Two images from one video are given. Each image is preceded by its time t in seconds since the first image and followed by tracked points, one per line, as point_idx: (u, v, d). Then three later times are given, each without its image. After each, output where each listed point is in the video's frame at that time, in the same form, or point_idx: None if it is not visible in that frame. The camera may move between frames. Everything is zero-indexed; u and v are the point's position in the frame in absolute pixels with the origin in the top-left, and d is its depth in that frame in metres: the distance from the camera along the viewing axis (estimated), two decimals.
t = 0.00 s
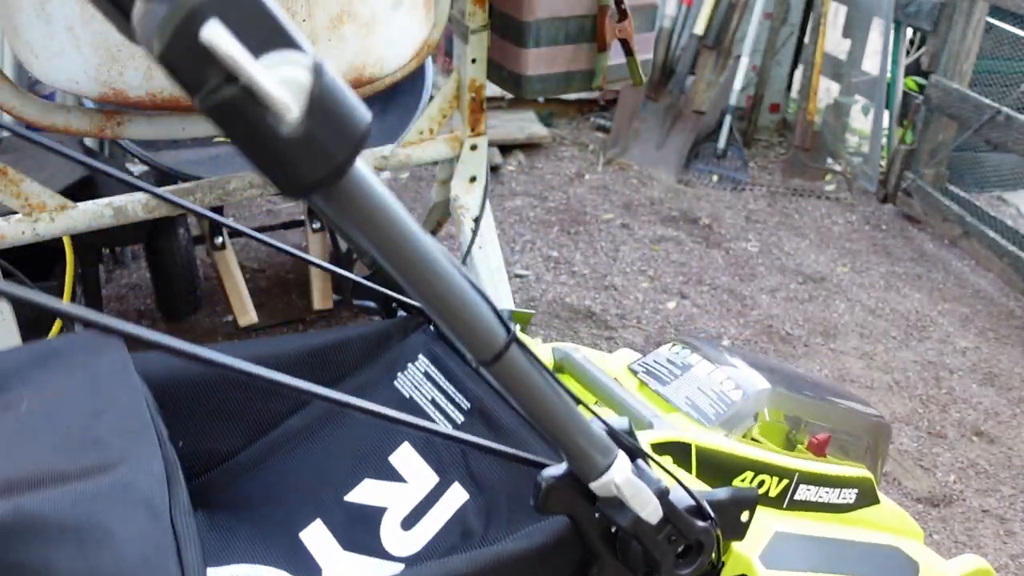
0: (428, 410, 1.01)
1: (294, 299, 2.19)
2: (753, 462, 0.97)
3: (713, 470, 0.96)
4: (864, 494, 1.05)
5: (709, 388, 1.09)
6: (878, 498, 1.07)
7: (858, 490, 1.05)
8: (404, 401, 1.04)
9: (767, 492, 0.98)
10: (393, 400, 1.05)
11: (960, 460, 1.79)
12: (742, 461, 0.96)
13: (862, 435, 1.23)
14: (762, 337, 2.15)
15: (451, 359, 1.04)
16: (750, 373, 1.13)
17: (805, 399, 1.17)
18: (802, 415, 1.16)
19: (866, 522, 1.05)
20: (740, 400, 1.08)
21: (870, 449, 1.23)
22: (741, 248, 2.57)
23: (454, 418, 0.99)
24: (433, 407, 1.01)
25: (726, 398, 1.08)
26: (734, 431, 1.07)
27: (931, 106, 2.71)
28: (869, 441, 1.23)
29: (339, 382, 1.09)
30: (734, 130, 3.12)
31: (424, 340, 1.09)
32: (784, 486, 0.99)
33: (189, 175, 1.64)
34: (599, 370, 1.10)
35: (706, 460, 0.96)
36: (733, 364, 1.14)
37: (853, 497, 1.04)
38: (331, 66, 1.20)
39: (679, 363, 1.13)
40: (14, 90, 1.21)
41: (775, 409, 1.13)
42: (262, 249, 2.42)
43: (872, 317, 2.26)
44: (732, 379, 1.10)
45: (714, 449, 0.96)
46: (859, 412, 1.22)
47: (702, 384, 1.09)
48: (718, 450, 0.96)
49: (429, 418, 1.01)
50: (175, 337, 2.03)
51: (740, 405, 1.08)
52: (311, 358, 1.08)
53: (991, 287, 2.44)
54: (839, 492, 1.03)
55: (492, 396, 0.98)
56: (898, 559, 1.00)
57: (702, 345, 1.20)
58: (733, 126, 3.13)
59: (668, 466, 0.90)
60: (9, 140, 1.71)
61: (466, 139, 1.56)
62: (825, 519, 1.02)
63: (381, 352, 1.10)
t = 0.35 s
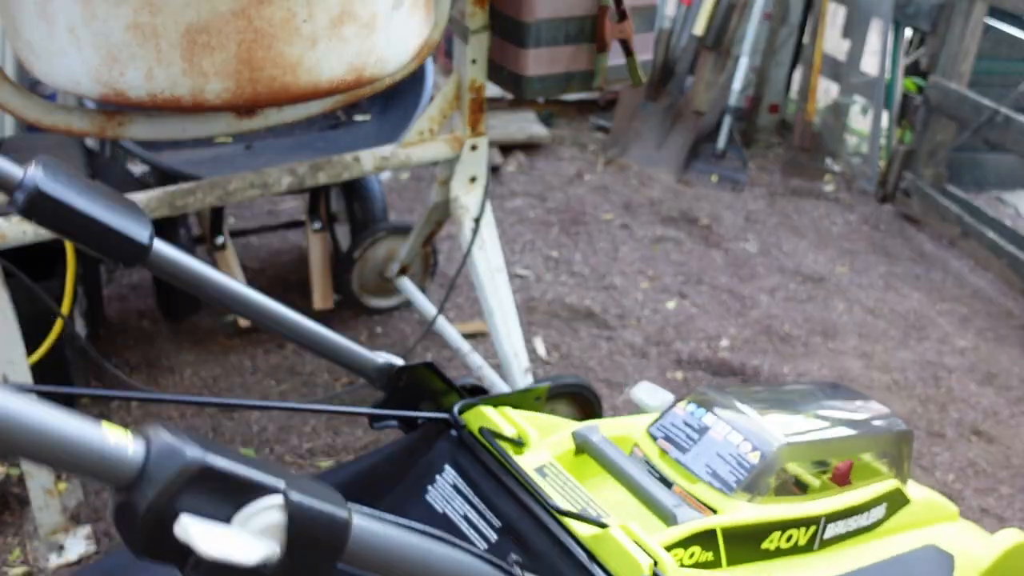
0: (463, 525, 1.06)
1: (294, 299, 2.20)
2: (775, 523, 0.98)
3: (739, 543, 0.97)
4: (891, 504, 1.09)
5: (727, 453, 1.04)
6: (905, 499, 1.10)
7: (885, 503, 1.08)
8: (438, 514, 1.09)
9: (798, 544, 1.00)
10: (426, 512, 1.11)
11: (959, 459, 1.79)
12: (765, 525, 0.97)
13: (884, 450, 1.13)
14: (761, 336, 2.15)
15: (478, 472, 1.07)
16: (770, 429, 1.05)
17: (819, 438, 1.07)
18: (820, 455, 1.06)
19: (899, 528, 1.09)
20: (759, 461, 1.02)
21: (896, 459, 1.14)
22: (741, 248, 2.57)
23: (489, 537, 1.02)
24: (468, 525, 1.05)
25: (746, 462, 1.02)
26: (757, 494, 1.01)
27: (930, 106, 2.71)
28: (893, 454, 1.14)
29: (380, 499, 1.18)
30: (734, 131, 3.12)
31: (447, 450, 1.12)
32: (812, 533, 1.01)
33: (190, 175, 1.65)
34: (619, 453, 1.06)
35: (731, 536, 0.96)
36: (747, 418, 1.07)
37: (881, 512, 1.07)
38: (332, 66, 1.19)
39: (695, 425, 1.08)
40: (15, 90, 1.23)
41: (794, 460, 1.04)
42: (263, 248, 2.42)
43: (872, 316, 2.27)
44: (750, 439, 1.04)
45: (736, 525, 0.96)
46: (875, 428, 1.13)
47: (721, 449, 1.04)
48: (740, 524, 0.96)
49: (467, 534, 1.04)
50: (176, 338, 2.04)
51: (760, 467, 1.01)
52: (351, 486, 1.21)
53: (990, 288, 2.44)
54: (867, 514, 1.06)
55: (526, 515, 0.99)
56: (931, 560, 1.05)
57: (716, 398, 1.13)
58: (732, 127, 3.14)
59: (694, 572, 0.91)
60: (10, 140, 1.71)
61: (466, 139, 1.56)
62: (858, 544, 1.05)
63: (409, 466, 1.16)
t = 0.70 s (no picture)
0: (486, 555, 0.92)
1: (294, 299, 2.19)
2: (792, 529, 0.96)
3: (758, 552, 0.94)
4: (905, 498, 1.08)
5: (739, 463, 1.00)
6: (919, 491, 1.10)
7: (899, 499, 1.07)
8: (462, 544, 0.95)
9: (814, 548, 0.99)
10: (451, 543, 0.96)
11: (960, 460, 1.79)
12: (783, 532, 0.95)
13: (897, 445, 1.11)
14: (762, 337, 2.15)
15: (494, 497, 0.94)
16: (781, 437, 1.03)
17: (828, 442, 1.04)
18: (831, 460, 1.05)
19: (913, 519, 1.09)
20: (771, 471, 0.98)
21: (908, 454, 1.12)
22: (741, 248, 2.56)
23: (512, 564, 0.90)
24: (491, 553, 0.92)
25: (758, 472, 0.99)
26: (772, 503, 0.98)
27: (931, 106, 2.71)
28: (905, 448, 1.12)
29: (399, 540, 1.00)
30: (735, 131, 3.12)
31: (466, 478, 0.98)
32: (827, 535, 1.00)
33: (189, 175, 1.64)
34: (637, 471, 1.01)
35: (749, 546, 0.94)
36: (757, 426, 1.05)
37: (895, 507, 1.07)
38: (332, 65, 1.18)
39: (708, 437, 1.04)
40: (15, 90, 1.20)
41: (805, 467, 1.01)
42: (262, 248, 2.42)
43: (873, 317, 2.26)
44: (761, 449, 1.01)
45: (753, 535, 0.93)
46: (885, 425, 1.11)
47: (733, 461, 1.01)
48: (758, 534, 0.94)
49: (492, 566, 0.91)
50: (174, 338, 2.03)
51: (773, 477, 0.98)
52: (367, 531, 1.02)
53: (991, 287, 2.44)
54: (882, 509, 1.05)
55: (547, 541, 0.88)
56: (948, 550, 1.06)
57: (726, 408, 1.11)
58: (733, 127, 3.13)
59: None
60: (8, 140, 1.71)
61: (466, 139, 1.55)
62: (872, 541, 1.05)
63: (432, 498, 1.00)
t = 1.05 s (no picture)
0: (471, 560, 0.90)
1: (294, 299, 2.19)
2: (779, 532, 0.95)
3: (745, 556, 0.93)
4: (898, 500, 1.08)
5: (726, 466, 1.00)
6: (912, 493, 1.09)
7: (890, 501, 1.07)
8: (447, 549, 0.93)
9: (803, 551, 0.98)
10: (437, 549, 0.94)
11: (960, 460, 1.78)
12: (770, 536, 0.94)
13: (888, 447, 1.12)
14: (762, 337, 2.15)
15: (480, 502, 0.91)
16: (768, 440, 1.03)
17: (815, 445, 1.04)
18: (819, 462, 1.05)
19: (906, 521, 1.09)
20: (758, 473, 0.98)
21: (899, 456, 1.13)
22: (741, 248, 2.56)
23: (496, 569, 0.87)
24: (477, 558, 0.89)
25: (745, 475, 0.99)
26: (758, 506, 0.98)
27: (931, 106, 2.71)
28: (896, 450, 1.13)
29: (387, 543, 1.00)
30: (735, 131, 3.12)
31: (452, 483, 0.95)
32: (816, 538, 0.99)
33: (189, 175, 1.64)
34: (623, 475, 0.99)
35: (735, 551, 0.92)
36: (745, 429, 1.05)
37: (886, 509, 1.06)
38: (333, 65, 1.18)
39: (695, 440, 1.04)
40: (14, 90, 1.20)
41: (791, 469, 1.01)
42: (262, 248, 2.42)
43: (873, 317, 2.26)
44: (748, 452, 1.01)
45: (737, 539, 0.92)
46: (874, 428, 1.12)
47: (720, 463, 1.01)
48: (742, 538, 0.92)
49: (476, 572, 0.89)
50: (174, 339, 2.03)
51: (760, 479, 0.98)
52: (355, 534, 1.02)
53: (991, 287, 2.44)
54: (872, 512, 1.05)
55: (530, 546, 0.85)
56: (940, 553, 1.06)
57: (714, 410, 1.11)
58: (733, 127, 3.13)
59: None
60: (8, 140, 1.71)
61: (466, 139, 1.55)
62: (862, 544, 1.04)
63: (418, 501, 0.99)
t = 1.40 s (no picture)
0: (465, 563, 0.90)
1: (294, 299, 2.19)
2: (773, 535, 0.95)
3: (738, 559, 0.93)
4: (894, 501, 1.08)
5: (720, 468, 1.00)
6: (909, 494, 1.09)
7: (886, 502, 1.07)
8: (442, 552, 0.93)
9: (797, 554, 0.98)
10: (430, 551, 0.94)
11: (960, 460, 1.78)
12: (765, 539, 0.94)
13: (883, 447, 1.12)
14: (762, 337, 2.15)
15: (473, 505, 0.91)
16: (764, 442, 1.03)
17: (809, 447, 1.04)
18: (813, 464, 1.05)
19: (901, 523, 1.09)
20: (753, 475, 0.98)
21: (895, 457, 1.13)
22: (742, 248, 2.56)
23: (489, 572, 0.87)
24: (471, 560, 0.90)
25: (739, 477, 0.99)
26: (752, 509, 0.98)
27: (931, 106, 2.71)
28: (892, 451, 1.13)
29: (384, 544, 1.00)
30: (735, 131, 3.12)
31: (446, 486, 0.95)
32: (811, 541, 0.98)
33: (189, 175, 1.64)
34: (617, 477, 0.99)
35: (729, 554, 0.92)
36: (741, 431, 1.05)
37: (882, 511, 1.06)
38: (333, 65, 1.18)
39: (689, 442, 1.04)
40: (14, 90, 1.20)
41: (786, 470, 1.01)
42: (262, 248, 2.42)
43: (873, 317, 2.26)
44: (743, 454, 1.01)
45: (731, 542, 0.92)
46: (870, 430, 1.11)
47: (714, 465, 1.01)
48: (736, 541, 0.92)
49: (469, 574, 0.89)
50: (174, 339, 2.03)
51: (754, 482, 0.98)
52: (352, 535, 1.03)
53: (991, 287, 2.44)
54: (868, 514, 1.04)
55: (524, 549, 0.86)
56: (936, 554, 1.06)
57: (710, 412, 1.10)
58: (733, 127, 3.13)
59: None
60: (8, 141, 1.71)
61: (466, 139, 1.55)
62: (857, 546, 1.03)
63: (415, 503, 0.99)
